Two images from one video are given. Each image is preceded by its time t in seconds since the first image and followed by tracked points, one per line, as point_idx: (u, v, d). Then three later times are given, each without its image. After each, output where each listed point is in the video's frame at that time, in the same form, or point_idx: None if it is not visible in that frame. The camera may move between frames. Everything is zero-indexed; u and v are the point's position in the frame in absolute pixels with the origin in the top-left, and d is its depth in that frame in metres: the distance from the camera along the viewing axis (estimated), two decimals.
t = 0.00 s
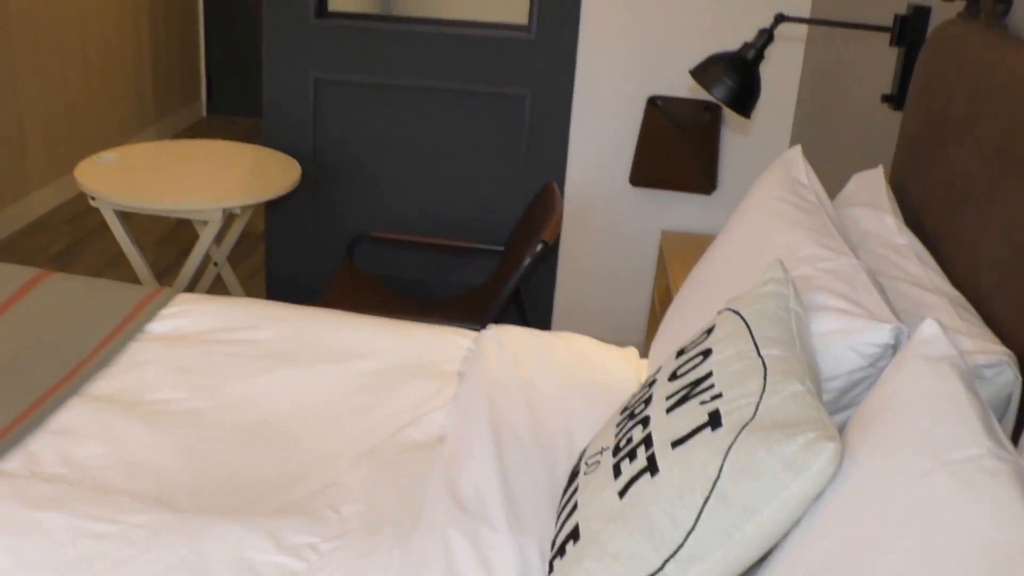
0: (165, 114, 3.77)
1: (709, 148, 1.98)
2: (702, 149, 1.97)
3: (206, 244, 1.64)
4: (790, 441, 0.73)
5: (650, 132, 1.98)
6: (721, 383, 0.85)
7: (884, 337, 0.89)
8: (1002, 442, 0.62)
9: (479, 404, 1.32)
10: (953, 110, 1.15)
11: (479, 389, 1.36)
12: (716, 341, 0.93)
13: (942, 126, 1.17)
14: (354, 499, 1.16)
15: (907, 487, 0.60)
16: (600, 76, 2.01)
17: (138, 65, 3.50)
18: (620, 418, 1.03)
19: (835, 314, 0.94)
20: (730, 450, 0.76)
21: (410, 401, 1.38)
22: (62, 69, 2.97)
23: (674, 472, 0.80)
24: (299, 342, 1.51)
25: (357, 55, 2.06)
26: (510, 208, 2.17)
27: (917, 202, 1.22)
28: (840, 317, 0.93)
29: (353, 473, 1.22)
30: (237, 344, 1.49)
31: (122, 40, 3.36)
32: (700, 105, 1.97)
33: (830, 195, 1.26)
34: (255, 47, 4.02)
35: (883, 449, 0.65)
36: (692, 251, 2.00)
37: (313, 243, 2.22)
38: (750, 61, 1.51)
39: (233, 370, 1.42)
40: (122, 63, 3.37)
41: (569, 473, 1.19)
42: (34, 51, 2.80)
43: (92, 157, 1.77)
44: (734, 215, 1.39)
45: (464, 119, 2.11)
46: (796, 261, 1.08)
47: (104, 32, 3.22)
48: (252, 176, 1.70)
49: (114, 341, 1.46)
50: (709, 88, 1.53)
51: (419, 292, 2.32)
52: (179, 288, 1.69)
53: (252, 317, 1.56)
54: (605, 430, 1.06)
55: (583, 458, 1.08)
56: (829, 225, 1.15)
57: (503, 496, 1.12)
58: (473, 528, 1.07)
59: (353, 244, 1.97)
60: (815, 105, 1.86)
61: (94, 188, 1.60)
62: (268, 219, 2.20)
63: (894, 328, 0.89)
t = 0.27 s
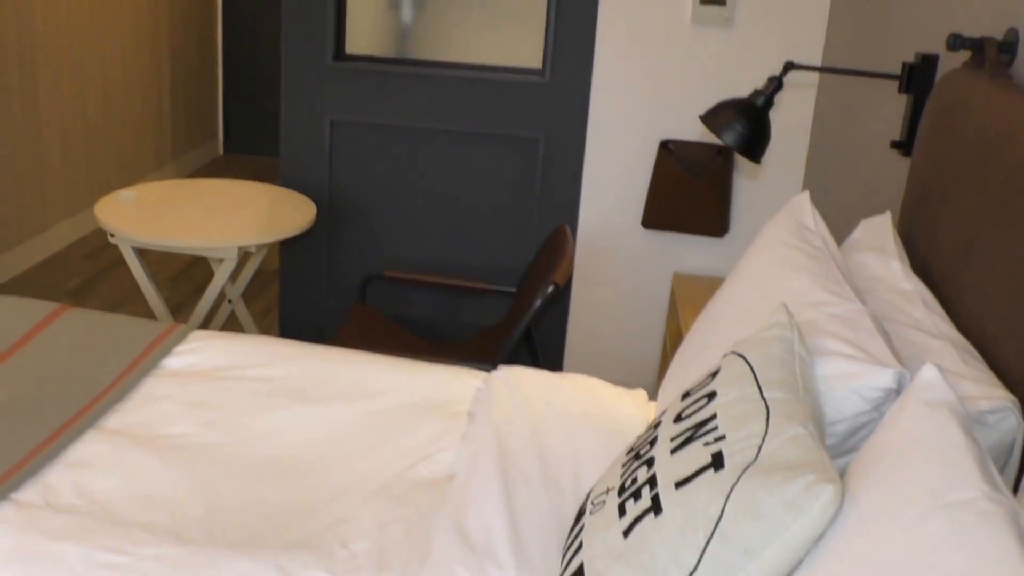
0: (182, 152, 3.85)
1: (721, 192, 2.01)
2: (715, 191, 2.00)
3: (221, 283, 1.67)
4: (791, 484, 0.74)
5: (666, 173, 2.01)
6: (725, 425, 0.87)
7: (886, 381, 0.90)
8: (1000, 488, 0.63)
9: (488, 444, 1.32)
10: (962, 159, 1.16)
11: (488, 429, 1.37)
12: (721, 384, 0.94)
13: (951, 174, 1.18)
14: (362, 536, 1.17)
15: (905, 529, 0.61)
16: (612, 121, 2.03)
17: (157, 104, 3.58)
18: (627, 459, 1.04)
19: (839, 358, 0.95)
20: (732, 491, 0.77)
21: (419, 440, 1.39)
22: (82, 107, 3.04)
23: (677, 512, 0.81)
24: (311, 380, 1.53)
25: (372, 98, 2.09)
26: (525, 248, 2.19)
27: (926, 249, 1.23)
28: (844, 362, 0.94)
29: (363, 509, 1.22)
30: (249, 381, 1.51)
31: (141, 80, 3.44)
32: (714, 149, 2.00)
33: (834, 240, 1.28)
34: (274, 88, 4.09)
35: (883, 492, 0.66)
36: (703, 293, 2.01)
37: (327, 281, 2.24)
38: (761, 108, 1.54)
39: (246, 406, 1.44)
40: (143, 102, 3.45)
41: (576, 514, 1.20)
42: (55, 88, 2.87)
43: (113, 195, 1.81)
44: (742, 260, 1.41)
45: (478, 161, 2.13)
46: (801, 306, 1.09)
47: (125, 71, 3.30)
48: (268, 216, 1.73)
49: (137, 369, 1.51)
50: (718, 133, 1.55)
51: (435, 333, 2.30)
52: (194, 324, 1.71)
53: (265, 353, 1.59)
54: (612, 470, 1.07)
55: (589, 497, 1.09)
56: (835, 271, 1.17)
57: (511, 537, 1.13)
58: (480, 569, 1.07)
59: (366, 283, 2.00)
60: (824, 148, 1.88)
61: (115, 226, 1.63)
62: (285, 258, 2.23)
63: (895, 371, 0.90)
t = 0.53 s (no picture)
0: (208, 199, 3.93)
1: (735, 242, 2.04)
2: (731, 242, 2.03)
3: (245, 328, 1.70)
4: (798, 530, 0.76)
5: (682, 225, 2.04)
6: (733, 471, 0.88)
7: (893, 429, 0.92)
8: (999, 533, 0.66)
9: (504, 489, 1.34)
10: (971, 208, 1.18)
11: (504, 474, 1.38)
12: (731, 430, 0.96)
13: (961, 225, 1.19)
14: None
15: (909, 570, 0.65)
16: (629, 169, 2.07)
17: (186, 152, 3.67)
18: (638, 505, 1.05)
19: (847, 406, 0.97)
20: (741, 536, 0.79)
21: (436, 484, 1.41)
22: (112, 155, 3.13)
23: (687, 556, 0.82)
24: (330, 424, 1.55)
25: (395, 148, 2.14)
26: (544, 295, 2.21)
27: (937, 298, 1.24)
28: (852, 410, 0.96)
29: (381, 552, 1.24)
30: (271, 424, 1.54)
31: (172, 128, 3.53)
32: (728, 200, 2.02)
33: (845, 291, 1.30)
34: (297, 137, 4.19)
35: (888, 535, 0.70)
36: (719, 340, 2.03)
37: (348, 326, 2.27)
38: (772, 160, 1.57)
39: (267, 449, 1.47)
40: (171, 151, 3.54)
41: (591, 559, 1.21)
42: (86, 137, 2.97)
43: (141, 242, 1.86)
44: (754, 309, 1.42)
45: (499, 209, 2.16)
46: (810, 355, 1.11)
47: (155, 121, 3.40)
48: (292, 263, 1.77)
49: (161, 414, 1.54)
50: (732, 185, 1.58)
51: (458, 378, 2.31)
52: (218, 367, 1.75)
53: (286, 397, 1.62)
54: (623, 516, 1.08)
55: (600, 543, 1.10)
56: (844, 321, 1.18)
57: None
58: None
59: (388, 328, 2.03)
60: (837, 198, 1.91)
61: (144, 272, 1.68)
62: (309, 304, 2.27)
63: (902, 420, 0.92)
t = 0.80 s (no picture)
0: (247, 246, 4.02)
1: (761, 287, 2.06)
2: (758, 286, 2.05)
3: (282, 372, 1.76)
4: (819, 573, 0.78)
5: (709, 271, 2.06)
6: (757, 513, 0.91)
7: (914, 473, 0.94)
8: None
9: (535, 531, 1.36)
10: (990, 255, 1.20)
11: (534, 516, 1.40)
12: (754, 474, 0.98)
13: (982, 271, 1.21)
14: None
15: None
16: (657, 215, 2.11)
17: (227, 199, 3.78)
18: (664, 547, 1.07)
19: (869, 451, 0.99)
20: None
21: (468, 526, 1.43)
22: (155, 203, 3.24)
23: None
24: (364, 466, 1.59)
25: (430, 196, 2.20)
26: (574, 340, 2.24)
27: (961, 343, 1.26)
28: (874, 455, 0.98)
29: None
30: (308, 465, 1.59)
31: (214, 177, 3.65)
32: (754, 246, 2.05)
33: (867, 337, 1.32)
34: (333, 185, 4.29)
35: None
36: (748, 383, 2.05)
37: (382, 369, 2.32)
38: (797, 208, 1.60)
39: (303, 491, 1.51)
40: (212, 199, 3.64)
41: None
42: (131, 186, 3.08)
43: (183, 287, 1.93)
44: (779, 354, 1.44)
45: (530, 256, 2.21)
46: (833, 399, 1.13)
47: (198, 170, 3.51)
48: (327, 308, 1.83)
49: (211, 447, 1.62)
50: (756, 233, 1.62)
51: (489, 421, 2.33)
52: (257, 410, 1.80)
53: (322, 441, 1.66)
54: (651, 558, 1.10)
55: None
56: (866, 367, 1.20)
57: None
58: None
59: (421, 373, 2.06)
60: (863, 242, 1.93)
61: (186, 317, 1.74)
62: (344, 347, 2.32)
63: (923, 464, 0.94)
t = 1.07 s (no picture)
0: (291, 285, 4.12)
1: (794, 325, 2.09)
2: (792, 323, 2.09)
3: (327, 409, 1.82)
4: None
5: (743, 308, 2.11)
6: (790, 550, 0.94)
7: (946, 510, 0.96)
8: None
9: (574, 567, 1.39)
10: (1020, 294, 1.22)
11: (573, 552, 1.43)
12: (788, 511, 1.01)
13: (1011, 309, 1.24)
14: None
15: None
16: (690, 255, 2.16)
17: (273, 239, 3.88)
18: None
19: (901, 488, 1.01)
20: None
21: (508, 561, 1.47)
22: (203, 245, 3.34)
23: None
24: (407, 502, 1.64)
25: (470, 237, 2.26)
26: (611, 378, 2.27)
27: (992, 381, 1.28)
28: (906, 492, 1.01)
29: None
30: (349, 502, 1.63)
31: (260, 218, 3.76)
32: (787, 285, 2.08)
33: (898, 375, 1.34)
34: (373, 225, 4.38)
35: None
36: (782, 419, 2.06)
37: (421, 407, 2.37)
38: (827, 248, 1.64)
39: (348, 526, 1.56)
40: (257, 241, 3.75)
41: None
42: (179, 229, 3.19)
43: (231, 328, 2.01)
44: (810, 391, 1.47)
45: (567, 295, 2.25)
46: (865, 437, 1.15)
47: (244, 212, 3.62)
48: (370, 349, 1.89)
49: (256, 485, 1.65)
50: (788, 274, 1.65)
51: (528, 457, 2.36)
52: (302, 447, 1.86)
53: (365, 478, 1.71)
54: None
55: None
56: (897, 404, 1.23)
57: None
58: None
59: (462, 411, 2.10)
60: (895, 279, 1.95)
61: (233, 357, 1.81)
62: (386, 385, 2.38)
63: (955, 501, 0.96)
